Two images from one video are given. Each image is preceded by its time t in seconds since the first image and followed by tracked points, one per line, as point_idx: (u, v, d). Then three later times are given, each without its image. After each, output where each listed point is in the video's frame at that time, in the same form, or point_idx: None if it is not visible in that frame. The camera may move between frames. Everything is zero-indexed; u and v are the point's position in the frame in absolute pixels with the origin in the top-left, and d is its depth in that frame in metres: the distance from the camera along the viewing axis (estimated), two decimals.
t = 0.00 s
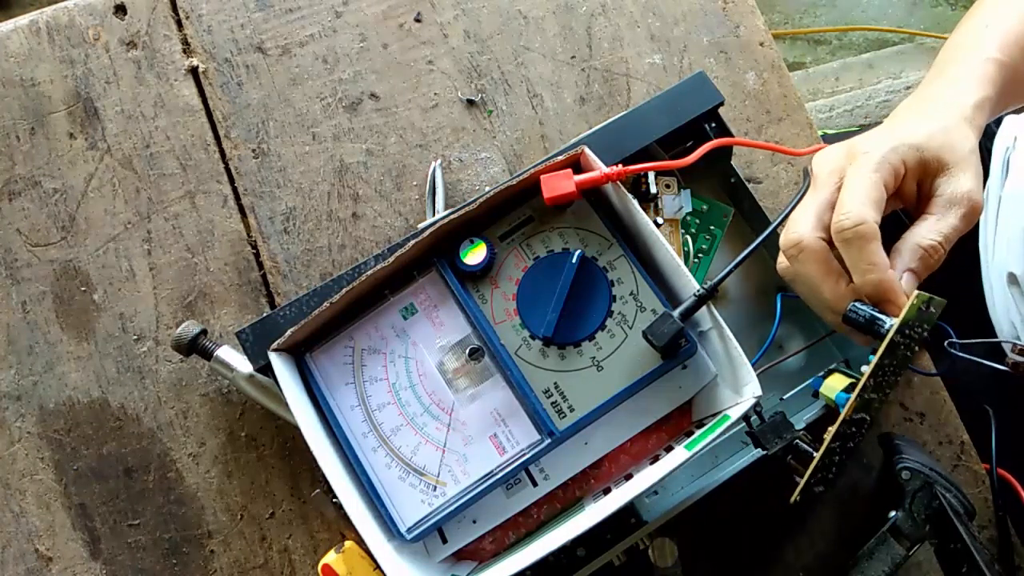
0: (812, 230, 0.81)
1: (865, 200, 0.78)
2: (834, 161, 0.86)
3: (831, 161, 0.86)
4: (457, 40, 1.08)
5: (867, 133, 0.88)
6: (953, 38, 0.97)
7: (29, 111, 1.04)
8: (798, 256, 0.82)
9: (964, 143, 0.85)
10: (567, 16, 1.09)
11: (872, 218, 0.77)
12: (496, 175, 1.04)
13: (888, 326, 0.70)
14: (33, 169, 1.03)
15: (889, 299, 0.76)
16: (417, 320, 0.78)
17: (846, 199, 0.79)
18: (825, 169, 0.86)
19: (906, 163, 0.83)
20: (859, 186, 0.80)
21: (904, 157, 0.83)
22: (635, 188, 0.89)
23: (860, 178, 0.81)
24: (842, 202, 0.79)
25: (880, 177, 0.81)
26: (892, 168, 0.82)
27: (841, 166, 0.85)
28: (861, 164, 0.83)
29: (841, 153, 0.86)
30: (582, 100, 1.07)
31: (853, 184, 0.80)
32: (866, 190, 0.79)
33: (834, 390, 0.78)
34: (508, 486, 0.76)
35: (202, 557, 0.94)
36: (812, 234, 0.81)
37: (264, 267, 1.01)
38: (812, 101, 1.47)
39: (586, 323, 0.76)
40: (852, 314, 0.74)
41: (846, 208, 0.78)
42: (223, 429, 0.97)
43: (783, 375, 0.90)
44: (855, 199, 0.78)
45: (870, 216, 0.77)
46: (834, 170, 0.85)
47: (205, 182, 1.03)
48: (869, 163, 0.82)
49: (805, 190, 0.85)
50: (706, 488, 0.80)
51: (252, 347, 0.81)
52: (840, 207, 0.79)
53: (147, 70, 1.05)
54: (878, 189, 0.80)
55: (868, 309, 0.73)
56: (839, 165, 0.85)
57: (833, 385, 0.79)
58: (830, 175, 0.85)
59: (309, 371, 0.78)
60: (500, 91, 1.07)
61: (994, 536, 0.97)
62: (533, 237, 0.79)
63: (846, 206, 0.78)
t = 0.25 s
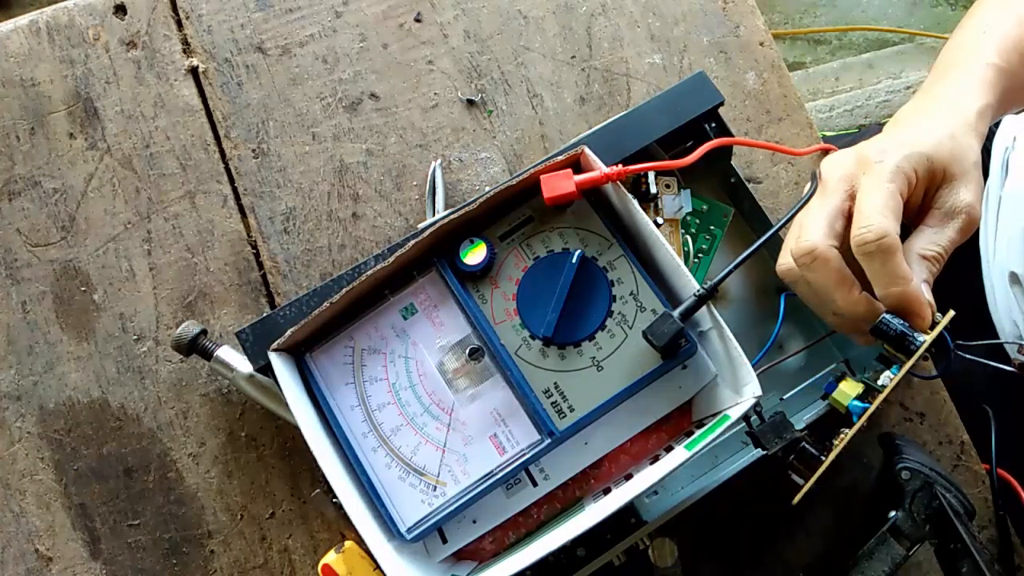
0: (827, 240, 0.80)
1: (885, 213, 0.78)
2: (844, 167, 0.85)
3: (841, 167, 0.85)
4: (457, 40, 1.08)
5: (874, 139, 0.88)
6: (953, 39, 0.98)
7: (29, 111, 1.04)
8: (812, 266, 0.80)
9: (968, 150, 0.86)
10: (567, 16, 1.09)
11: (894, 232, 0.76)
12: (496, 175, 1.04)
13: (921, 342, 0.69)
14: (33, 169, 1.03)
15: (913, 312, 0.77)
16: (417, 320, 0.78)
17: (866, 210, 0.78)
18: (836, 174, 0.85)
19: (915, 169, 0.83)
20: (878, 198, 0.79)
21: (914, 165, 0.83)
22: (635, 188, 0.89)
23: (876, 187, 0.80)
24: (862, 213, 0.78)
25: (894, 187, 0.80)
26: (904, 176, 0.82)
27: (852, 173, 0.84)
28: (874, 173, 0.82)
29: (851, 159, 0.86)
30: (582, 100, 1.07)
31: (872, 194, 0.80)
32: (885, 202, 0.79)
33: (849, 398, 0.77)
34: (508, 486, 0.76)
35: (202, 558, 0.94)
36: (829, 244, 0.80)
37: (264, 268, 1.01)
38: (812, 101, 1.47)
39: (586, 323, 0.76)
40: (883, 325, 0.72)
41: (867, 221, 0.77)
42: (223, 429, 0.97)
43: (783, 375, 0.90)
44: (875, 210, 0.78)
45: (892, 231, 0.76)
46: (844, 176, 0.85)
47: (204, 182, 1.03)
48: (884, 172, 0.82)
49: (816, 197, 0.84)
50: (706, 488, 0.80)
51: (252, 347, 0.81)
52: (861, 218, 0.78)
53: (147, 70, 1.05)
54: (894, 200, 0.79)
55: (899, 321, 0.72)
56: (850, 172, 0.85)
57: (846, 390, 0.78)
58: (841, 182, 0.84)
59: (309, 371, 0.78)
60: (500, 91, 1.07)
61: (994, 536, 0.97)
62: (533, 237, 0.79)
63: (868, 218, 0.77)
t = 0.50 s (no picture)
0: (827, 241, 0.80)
1: (884, 217, 0.77)
2: (853, 171, 0.85)
3: (849, 170, 0.86)
4: (458, 40, 1.08)
5: (885, 144, 0.88)
6: (954, 40, 0.98)
7: (29, 111, 1.04)
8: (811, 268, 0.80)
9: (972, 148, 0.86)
10: (567, 16, 1.09)
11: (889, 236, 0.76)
12: (496, 176, 1.04)
13: (915, 335, 0.69)
14: (34, 169, 1.03)
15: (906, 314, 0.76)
16: (417, 320, 0.78)
17: (864, 214, 0.78)
18: (844, 177, 0.85)
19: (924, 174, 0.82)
20: (878, 202, 0.79)
21: (924, 172, 0.82)
22: (635, 188, 0.89)
23: (879, 191, 0.80)
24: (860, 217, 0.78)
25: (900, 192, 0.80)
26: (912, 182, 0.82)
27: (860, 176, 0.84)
28: (880, 178, 0.82)
29: (859, 163, 0.86)
30: (582, 100, 1.07)
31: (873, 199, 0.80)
32: (885, 206, 0.79)
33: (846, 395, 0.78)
34: (509, 486, 0.76)
35: (202, 558, 0.94)
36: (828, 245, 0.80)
37: (264, 267, 1.01)
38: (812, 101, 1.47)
39: (586, 323, 0.76)
40: (878, 320, 0.72)
41: (863, 225, 0.77)
42: (223, 429, 0.97)
43: (783, 375, 0.90)
44: (874, 214, 0.78)
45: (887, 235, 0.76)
46: (851, 180, 0.85)
47: (205, 182, 1.03)
48: (890, 177, 0.82)
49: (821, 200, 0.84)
50: (706, 488, 0.80)
51: (252, 347, 0.81)
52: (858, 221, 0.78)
53: (147, 70, 1.05)
54: (896, 205, 0.79)
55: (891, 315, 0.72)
56: (858, 176, 0.85)
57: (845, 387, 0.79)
58: (848, 184, 0.84)
59: (309, 371, 0.78)
60: (500, 91, 1.07)
61: (994, 536, 0.97)
62: (533, 237, 0.79)
63: (865, 222, 0.77)
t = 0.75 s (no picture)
0: (809, 234, 0.81)
1: (863, 208, 0.77)
2: (846, 165, 0.85)
3: (842, 164, 0.86)
4: (458, 40, 1.08)
5: (883, 141, 0.88)
6: (955, 41, 0.99)
7: (28, 111, 1.04)
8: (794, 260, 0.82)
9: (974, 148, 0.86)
10: (567, 16, 1.09)
11: (863, 225, 0.75)
12: (496, 175, 1.04)
13: (878, 316, 0.73)
14: (33, 170, 1.03)
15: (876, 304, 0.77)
16: (417, 320, 0.78)
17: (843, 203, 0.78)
18: (836, 172, 0.86)
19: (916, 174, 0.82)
20: (859, 193, 0.79)
21: (914, 173, 0.82)
22: (634, 188, 0.89)
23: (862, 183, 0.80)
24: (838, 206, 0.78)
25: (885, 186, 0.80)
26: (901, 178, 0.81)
27: (850, 171, 0.85)
28: (868, 172, 0.82)
29: (852, 157, 0.86)
30: (582, 100, 1.07)
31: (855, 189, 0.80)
32: (865, 197, 0.78)
33: (834, 386, 0.78)
34: (509, 486, 0.76)
35: (202, 558, 0.95)
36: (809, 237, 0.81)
37: (264, 267, 1.01)
38: (812, 101, 1.47)
39: (586, 323, 0.76)
40: (845, 308, 0.76)
41: (838, 214, 0.77)
42: (223, 429, 0.97)
43: (783, 375, 0.90)
44: (852, 203, 0.78)
45: (861, 223, 0.75)
46: (842, 175, 0.85)
47: (205, 182, 1.03)
48: (878, 171, 0.81)
49: (811, 194, 0.85)
50: (706, 488, 0.80)
51: (252, 347, 0.81)
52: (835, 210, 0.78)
53: (147, 70, 1.05)
54: (879, 198, 0.79)
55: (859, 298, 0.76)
56: (849, 170, 0.85)
57: (833, 380, 0.79)
58: (839, 179, 0.85)
59: (309, 371, 0.78)
60: (500, 91, 1.07)
61: (994, 536, 0.97)
62: (533, 237, 0.79)
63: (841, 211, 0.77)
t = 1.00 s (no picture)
0: (804, 228, 0.82)
1: (853, 203, 0.78)
2: (839, 156, 0.85)
3: (836, 156, 0.85)
4: (457, 40, 1.08)
5: (878, 132, 0.87)
6: (956, 40, 0.98)
7: (29, 111, 1.04)
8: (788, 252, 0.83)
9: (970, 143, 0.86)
10: (567, 16, 1.09)
11: (856, 219, 0.76)
12: (496, 176, 1.04)
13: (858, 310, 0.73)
14: (34, 170, 1.03)
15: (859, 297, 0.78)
16: (417, 320, 0.78)
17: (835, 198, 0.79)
18: (829, 163, 0.85)
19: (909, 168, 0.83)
20: (851, 185, 0.79)
21: (906, 164, 0.82)
22: (634, 188, 0.89)
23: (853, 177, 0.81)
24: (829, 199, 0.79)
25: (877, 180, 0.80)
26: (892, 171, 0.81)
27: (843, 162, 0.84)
28: (859, 164, 0.82)
29: (845, 149, 0.85)
30: (582, 100, 1.07)
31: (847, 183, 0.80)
32: (857, 188, 0.79)
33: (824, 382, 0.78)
34: (509, 486, 0.76)
35: (202, 558, 0.95)
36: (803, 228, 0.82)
37: (264, 267, 1.01)
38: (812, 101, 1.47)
39: (586, 323, 0.76)
40: (829, 305, 0.77)
41: (830, 206, 0.78)
42: (223, 429, 0.97)
43: (784, 375, 0.90)
44: (842, 197, 0.78)
45: (853, 216, 0.76)
46: (835, 166, 0.84)
47: (205, 182, 1.03)
48: (869, 164, 0.81)
49: (805, 188, 0.85)
50: (706, 488, 0.80)
51: (252, 347, 0.81)
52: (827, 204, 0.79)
53: (147, 70, 1.05)
54: (871, 190, 0.79)
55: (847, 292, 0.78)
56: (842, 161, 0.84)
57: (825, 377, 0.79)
58: (833, 171, 0.84)
59: (310, 371, 0.78)
60: (500, 91, 1.07)
61: (994, 536, 0.97)
62: (533, 237, 0.79)
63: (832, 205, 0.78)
